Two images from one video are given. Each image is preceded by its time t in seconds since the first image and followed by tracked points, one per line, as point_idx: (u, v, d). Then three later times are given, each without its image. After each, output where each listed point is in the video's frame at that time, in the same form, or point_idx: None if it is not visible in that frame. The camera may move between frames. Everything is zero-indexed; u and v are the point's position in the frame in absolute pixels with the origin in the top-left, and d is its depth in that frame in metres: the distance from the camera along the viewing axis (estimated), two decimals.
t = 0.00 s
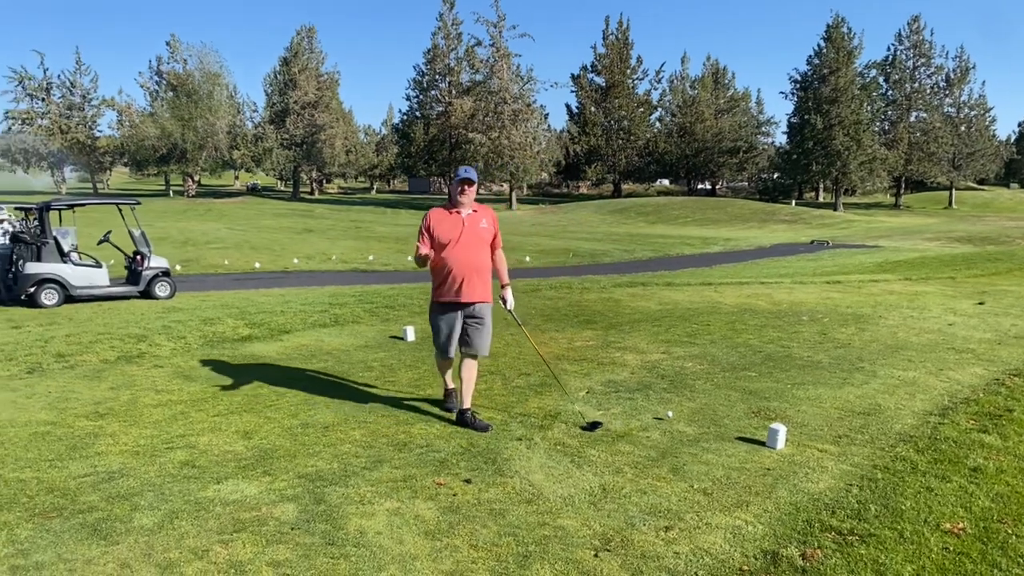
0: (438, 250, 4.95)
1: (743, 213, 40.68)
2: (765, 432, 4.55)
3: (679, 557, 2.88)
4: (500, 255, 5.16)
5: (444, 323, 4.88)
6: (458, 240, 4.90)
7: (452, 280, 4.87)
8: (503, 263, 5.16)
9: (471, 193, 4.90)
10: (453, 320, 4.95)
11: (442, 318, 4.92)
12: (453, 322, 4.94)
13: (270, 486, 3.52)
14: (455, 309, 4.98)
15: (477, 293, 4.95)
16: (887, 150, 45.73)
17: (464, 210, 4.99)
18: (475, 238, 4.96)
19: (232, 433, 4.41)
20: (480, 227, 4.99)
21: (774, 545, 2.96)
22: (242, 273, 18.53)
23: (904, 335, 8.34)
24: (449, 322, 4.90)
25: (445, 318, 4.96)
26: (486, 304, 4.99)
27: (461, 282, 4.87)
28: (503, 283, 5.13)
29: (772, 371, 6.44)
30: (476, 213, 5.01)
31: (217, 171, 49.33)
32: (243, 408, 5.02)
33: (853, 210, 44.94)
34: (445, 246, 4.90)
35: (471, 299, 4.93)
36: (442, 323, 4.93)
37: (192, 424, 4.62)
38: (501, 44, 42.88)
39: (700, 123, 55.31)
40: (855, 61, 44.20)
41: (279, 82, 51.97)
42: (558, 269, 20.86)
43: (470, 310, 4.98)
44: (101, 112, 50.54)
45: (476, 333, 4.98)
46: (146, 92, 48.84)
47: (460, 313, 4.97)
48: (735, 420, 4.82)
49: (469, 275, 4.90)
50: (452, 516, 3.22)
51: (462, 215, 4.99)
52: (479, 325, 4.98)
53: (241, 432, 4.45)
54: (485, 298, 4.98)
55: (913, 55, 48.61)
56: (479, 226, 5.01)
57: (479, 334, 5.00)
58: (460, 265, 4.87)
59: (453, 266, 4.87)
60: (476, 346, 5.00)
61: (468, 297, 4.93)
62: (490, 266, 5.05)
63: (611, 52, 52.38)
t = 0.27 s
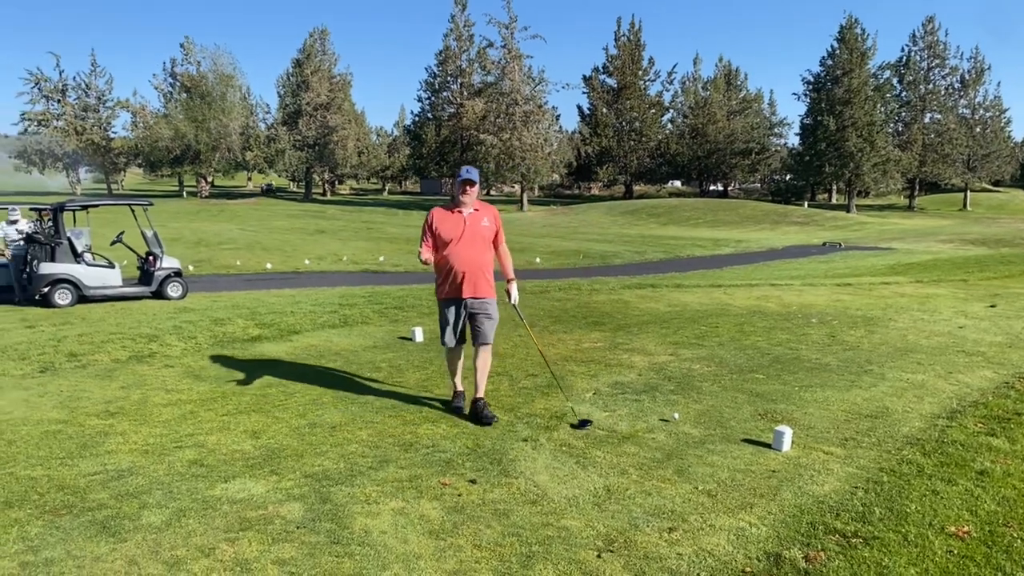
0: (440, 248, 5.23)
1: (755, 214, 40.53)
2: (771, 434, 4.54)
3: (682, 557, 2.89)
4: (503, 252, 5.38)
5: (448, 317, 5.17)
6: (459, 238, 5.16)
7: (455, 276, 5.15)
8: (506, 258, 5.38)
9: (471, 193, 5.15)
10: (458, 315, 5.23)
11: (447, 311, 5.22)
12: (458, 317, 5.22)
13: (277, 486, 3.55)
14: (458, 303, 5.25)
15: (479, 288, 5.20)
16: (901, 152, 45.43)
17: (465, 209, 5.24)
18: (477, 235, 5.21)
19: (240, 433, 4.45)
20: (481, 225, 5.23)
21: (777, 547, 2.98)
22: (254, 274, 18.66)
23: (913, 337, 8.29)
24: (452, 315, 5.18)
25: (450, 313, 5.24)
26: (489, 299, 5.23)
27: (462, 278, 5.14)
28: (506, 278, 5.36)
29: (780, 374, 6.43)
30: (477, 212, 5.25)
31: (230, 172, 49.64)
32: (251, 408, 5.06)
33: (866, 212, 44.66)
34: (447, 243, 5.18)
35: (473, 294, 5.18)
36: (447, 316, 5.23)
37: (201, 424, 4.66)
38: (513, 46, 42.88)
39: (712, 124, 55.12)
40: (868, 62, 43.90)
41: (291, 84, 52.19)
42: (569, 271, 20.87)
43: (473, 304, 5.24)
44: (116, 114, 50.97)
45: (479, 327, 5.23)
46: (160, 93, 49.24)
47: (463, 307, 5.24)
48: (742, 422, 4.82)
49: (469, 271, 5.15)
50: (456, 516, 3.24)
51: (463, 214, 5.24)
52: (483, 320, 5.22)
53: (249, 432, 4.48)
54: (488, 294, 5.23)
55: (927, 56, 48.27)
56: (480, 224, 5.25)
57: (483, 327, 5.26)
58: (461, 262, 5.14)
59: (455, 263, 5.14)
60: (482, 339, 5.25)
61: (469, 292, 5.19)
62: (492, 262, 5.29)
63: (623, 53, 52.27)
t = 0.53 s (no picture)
0: (447, 247, 5.31)
1: (763, 217, 40.43)
2: (774, 436, 4.55)
3: (684, 558, 2.91)
4: (509, 251, 5.46)
5: (455, 315, 5.26)
6: (465, 238, 5.24)
7: (463, 275, 5.23)
8: (512, 258, 5.47)
9: (477, 194, 5.23)
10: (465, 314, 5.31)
11: (454, 309, 5.30)
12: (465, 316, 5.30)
13: (281, 486, 3.57)
14: (465, 302, 5.33)
15: (484, 286, 5.28)
16: (909, 155, 45.25)
17: (471, 209, 5.32)
18: (482, 235, 5.29)
19: (245, 433, 4.48)
20: (487, 225, 5.31)
21: (779, 549, 2.98)
22: (261, 276, 18.73)
23: (919, 340, 8.27)
24: (460, 313, 5.25)
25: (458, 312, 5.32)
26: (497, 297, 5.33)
27: (468, 276, 5.22)
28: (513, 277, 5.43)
29: (784, 376, 6.42)
30: (483, 212, 5.33)
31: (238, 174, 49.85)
32: (257, 409, 5.08)
33: (874, 215, 44.49)
34: (453, 243, 5.26)
35: (478, 292, 5.27)
36: (454, 313, 5.30)
37: (206, 424, 4.69)
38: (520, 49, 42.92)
39: (719, 127, 55.02)
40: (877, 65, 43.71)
41: (299, 87, 52.37)
42: (576, 273, 20.87)
43: (479, 302, 5.33)
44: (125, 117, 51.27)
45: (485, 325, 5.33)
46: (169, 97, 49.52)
47: (469, 304, 5.32)
48: (745, 424, 4.82)
49: (476, 270, 5.24)
50: (459, 517, 3.25)
51: (470, 214, 5.32)
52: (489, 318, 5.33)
53: (255, 432, 4.51)
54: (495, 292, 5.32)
55: (936, 58, 48.09)
56: (485, 224, 5.33)
57: (489, 325, 5.36)
58: (468, 261, 5.22)
59: (462, 262, 5.23)
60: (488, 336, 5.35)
61: (476, 291, 5.28)
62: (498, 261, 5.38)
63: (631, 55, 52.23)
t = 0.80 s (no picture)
0: (460, 250, 5.36)
1: (767, 222, 40.39)
2: (776, 440, 4.55)
3: (681, 561, 2.92)
4: (519, 255, 5.55)
5: (467, 318, 5.32)
6: (479, 241, 5.31)
7: (476, 279, 5.30)
8: (522, 263, 5.56)
9: (492, 199, 5.30)
10: (477, 317, 5.37)
11: (466, 311, 5.35)
12: (476, 318, 5.37)
13: (283, 489, 3.59)
14: (475, 305, 5.39)
15: (495, 289, 5.36)
16: (913, 160, 45.18)
17: (484, 214, 5.39)
18: (495, 238, 5.37)
19: (248, 436, 4.51)
20: (500, 229, 5.38)
21: (778, 551, 2.99)
22: (265, 281, 18.78)
23: (922, 345, 8.26)
24: (471, 316, 5.32)
25: (469, 313, 5.37)
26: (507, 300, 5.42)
27: (481, 279, 5.29)
28: (522, 281, 5.51)
29: (785, 381, 6.43)
30: (495, 217, 5.41)
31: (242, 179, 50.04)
32: (260, 413, 5.11)
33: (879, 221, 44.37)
34: (467, 246, 5.31)
35: (489, 294, 5.34)
36: (465, 315, 5.36)
37: (208, 428, 4.71)
38: (524, 55, 43.12)
39: (723, 132, 55.03)
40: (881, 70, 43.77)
41: (304, 92, 52.58)
42: (579, 278, 20.88)
43: (490, 305, 5.40)
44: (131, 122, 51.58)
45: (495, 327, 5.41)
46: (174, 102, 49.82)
47: (480, 307, 5.38)
48: (746, 428, 4.83)
49: (488, 273, 5.32)
50: (459, 520, 3.27)
51: (482, 218, 5.38)
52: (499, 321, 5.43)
53: (257, 435, 4.54)
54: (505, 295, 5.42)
55: (940, 63, 48.09)
56: (498, 229, 5.40)
57: (499, 328, 5.46)
58: (481, 264, 5.29)
59: (476, 266, 5.29)
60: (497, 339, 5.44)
61: (487, 293, 5.35)
62: (509, 265, 5.47)
63: (635, 61, 52.37)
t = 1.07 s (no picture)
0: (472, 254, 5.39)
1: (767, 227, 40.42)
2: (774, 445, 4.56)
3: (679, 565, 2.92)
4: (529, 258, 5.62)
5: (478, 320, 5.37)
6: (491, 246, 5.35)
7: (488, 283, 5.35)
8: (531, 267, 5.62)
9: (504, 204, 5.34)
10: (487, 319, 5.42)
11: (476, 313, 5.40)
12: (486, 321, 5.42)
13: (282, 492, 3.61)
14: (485, 308, 5.44)
15: (506, 292, 5.43)
16: (914, 165, 45.22)
17: (496, 218, 5.43)
18: (507, 243, 5.41)
19: (247, 441, 4.52)
20: (511, 234, 5.43)
21: (774, 556, 3.01)
22: (266, 286, 18.81)
23: (921, 350, 8.26)
24: (482, 318, 5.37)
25: (480, 316, 5.41)
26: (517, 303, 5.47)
27: (493, 284, 5.34)
28: (531, 284, 5.59)
29: (784, 386, 6.42)
30: (507, 221, 5.45)
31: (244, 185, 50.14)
32: (259, 417, 5.13)
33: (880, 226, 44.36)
34: (479, 250, 5.34)
35: (500, 298, 5.41)
36: (475, 318, 5.41)
37: (207, 432, 4.73)
38: (525, 61, 43.27)
39: (724, 138, 55.13)
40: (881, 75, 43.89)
41: (306, 98, 52.72)
42: (580, 283, 20.89)
43: (499, 308, 5.46)
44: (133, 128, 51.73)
45: (504, 330, 5.46)
46: (176, 108, 49.96)
47: (490, 309, 5.44)
48: (744, 433, 4.84)
49: (500, 277, 5.37)
50: (457, 523, 3.28)
51: (494, 223, 5.42)
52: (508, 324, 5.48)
53: (256, 440, 4.56)
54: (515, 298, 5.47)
55: (940, 69, 48.18)
56: (510, 233, 5.45)
57: (507, 331, 5.51)
58: (493, 268, 5.33)
59: (487, 269, 5.33)
60: (506, 341, 5.50)
61: (497, 296, 5.40)
62: (519, 268, 5.53)
63: (635, 66, 52.53)
